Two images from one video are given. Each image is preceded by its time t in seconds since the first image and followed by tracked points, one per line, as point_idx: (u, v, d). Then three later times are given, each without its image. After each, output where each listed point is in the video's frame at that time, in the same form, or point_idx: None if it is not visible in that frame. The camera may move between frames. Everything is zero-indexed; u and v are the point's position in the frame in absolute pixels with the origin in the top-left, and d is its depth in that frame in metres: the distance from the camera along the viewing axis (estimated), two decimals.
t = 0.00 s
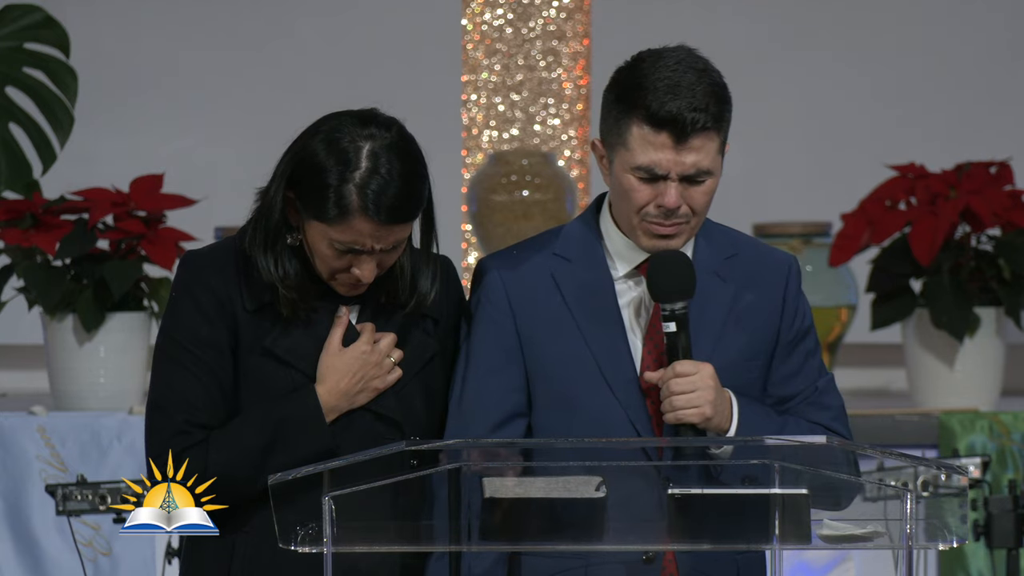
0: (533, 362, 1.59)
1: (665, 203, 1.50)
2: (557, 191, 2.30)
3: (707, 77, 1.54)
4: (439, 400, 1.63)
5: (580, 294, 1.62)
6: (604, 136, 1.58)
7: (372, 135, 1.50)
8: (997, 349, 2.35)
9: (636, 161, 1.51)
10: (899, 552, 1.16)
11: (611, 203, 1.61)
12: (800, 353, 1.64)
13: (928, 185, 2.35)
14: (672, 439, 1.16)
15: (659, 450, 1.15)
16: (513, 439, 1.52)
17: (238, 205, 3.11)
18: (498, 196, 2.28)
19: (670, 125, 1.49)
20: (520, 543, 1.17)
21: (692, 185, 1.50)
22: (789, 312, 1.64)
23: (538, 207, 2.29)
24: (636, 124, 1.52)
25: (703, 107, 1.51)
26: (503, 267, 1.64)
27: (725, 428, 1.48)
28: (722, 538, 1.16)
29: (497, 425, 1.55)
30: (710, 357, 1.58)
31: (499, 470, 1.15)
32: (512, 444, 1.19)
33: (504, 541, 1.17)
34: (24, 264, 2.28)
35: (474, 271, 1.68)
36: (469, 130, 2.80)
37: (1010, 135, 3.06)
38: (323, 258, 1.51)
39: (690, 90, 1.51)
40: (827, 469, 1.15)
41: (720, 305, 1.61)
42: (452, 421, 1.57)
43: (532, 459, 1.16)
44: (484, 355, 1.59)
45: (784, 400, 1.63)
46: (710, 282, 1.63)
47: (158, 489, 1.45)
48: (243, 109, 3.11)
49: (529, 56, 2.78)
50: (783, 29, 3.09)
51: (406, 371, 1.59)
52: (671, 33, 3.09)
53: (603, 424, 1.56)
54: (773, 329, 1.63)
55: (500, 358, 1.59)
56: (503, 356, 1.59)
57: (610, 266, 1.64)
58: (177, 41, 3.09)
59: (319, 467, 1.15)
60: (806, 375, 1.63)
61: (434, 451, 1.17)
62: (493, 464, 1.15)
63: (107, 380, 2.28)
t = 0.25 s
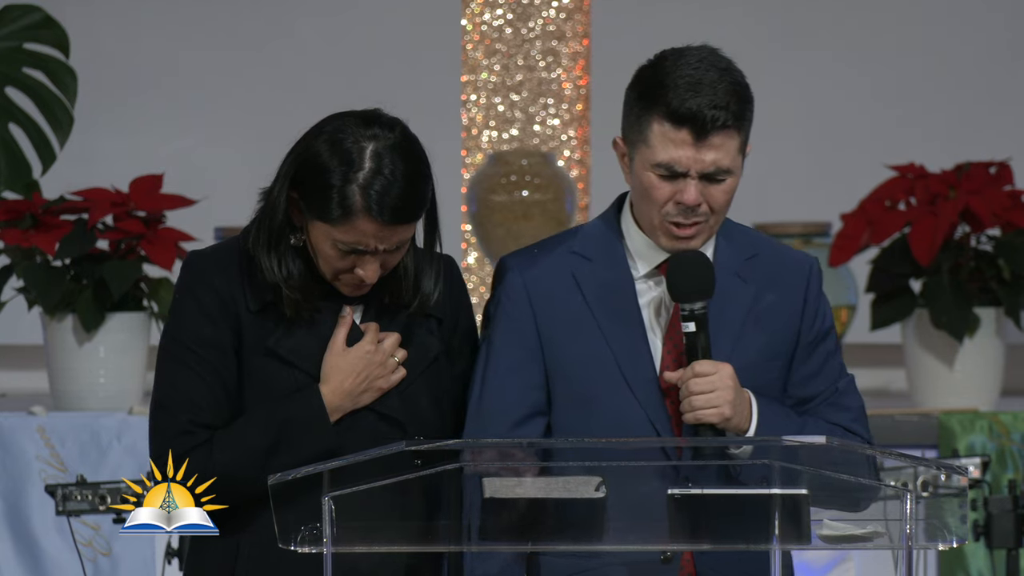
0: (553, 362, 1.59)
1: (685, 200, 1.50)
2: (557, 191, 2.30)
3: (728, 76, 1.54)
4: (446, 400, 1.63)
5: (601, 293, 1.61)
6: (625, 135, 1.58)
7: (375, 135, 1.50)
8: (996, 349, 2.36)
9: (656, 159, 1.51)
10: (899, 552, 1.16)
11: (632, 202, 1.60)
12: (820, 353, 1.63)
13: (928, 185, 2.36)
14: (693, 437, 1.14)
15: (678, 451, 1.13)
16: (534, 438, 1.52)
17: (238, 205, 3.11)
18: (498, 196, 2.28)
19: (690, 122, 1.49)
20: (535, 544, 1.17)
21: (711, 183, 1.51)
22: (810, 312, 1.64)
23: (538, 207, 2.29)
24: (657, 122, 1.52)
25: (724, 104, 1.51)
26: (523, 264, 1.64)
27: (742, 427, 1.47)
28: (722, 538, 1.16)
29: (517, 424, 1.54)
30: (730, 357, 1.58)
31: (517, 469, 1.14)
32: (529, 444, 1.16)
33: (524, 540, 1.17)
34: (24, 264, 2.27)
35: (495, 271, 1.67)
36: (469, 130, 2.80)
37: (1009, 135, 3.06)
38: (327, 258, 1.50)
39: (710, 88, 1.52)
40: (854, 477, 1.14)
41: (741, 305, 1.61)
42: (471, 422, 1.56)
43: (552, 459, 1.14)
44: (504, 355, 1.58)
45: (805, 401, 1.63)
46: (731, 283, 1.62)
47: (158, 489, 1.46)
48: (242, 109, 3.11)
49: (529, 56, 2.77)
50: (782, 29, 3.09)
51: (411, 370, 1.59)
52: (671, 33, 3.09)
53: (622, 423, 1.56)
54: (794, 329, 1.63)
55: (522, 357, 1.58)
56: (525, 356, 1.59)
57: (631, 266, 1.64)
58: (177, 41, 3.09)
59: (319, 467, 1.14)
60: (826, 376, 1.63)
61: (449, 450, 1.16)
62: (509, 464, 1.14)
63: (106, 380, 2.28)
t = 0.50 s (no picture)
0: (577, 361, 1.59)
1: (710, 203, 1.49)
2: (557, 191, 2.30)
3: (754, 79, 1.54)
4: (451, 401, 1.62)
5: (624, 293, 1.61)
6: (650, 137, 1.58)
7: (380, 136, 1.50)
8: (997, 349, 2.36)
9: (681, 161, 1.51)
10: (899, 552, 1.16)
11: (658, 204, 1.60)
12: (845, 356, 1.63)
13: (928, 185, 2.36)
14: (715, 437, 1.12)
15: (699, 450, 1.12)
16: (556, 438, 1.52)
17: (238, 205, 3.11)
18: (498, 196, 2.28)
19: (715, 125, 1.49)
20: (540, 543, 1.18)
21: (736, 187, 1.50)
22: (835, 315, 1.63)
23: (538, 207, 2.29)
24: (682, 124, 1.52)
25: (749, 108, 1.51)
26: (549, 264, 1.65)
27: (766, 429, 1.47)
28: (721, 538, 1.17)
29: (540, 423, 1.55)
30: (753, 359, 1.58)
31: (536, 470, 1.13)
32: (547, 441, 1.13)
33: (533, 540, 1.18)
34: (24, 264, 2.28)
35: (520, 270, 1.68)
36: (469, 130, 2.77)
37: (1010, 135, 3.06)
38: (331, 259, 1.50)
39: (736, 92, 1.51)
40: (863, 478, 1.14)
41: (765, 306, 1.61)
42: (494, 422, 1.57)
43: (574, 459, 1.12)
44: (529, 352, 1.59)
45: (828, 403, 1.62)
46: (755, 284, 1.62)
47: (158, 489, 1.46)
48: (243, 109, 3.11)
49: (529, 57, 2.78)
50: (783, 29, 3.09)
51: (415, 369, 1.59)
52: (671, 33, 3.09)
53: (645, 423, 1.56)
54: (818, 331, 1.62)
55: (547, 355, 1.59)
56: (548, 355, 1.59)
57: (655, 267, 1.63)
58: (177, 41, 3.09)
59: (320, 467, 1.14)
60: (849, 378, 1.63)
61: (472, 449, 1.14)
62: (531, 464, 1.13)
63: (106, 380, 2.28)
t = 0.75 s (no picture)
0: (600, 360, 1.60)
1: (742, 205, 1.49)
2: (557, 191, 2.29)
3: (783, 80, 1.53)
4: (452, 400, 1.63)
5: (647, 294, 1.61)
6: (679, 138, 1.58)
7: (382, 134, 1.50)
8: (997, 349, 2.36)
9: (713, 163, 1.51)
10: (900, 552, 1.16)
11: (685, 204, 1.60)
12: (868, 359, 1.63)
13: (928, 185, 2.36)
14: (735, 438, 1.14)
15: (719, 450, 1.13)
16: (577, 438, 1.52)
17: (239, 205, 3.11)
18: (498, 196, 2.29)
19: (748, 126, 1.49)
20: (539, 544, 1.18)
21: (767, 188, 1.50)
22: (858, 319, 1.63)
23: (538, 207, 2.29)
24: (714, 126, 1.51)
25: (781, 109, 1.50)
26: (575, 263, 1.64)
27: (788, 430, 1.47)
28: (722, 539, 1.16)
29: (561, 421, 1.55)
30: (775, 360, 1.58)
31: (557, 469, 1.14)
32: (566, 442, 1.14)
33: (529, 540, 1.18)
34: (24, 264, 2.28)
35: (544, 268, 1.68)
36: (469, 130, 2.80)
37: (1010, 135, 3.06)
38: (333, 257, 1.50)
39: (767, 93, 1.51)
40: (865, 479, 1.15)
41: (789, 307, 1.61)
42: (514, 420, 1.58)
43: (596, 459, 1.14)
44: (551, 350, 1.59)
45: (849, 406, 1.61)
46: (779, 286, 1.63)
47: (158, 489, 1.45)
48: (243, 109, 3.11)
49: (529, 56, 2.78)
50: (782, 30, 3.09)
51: (417, 368, 1.59)
52: (672, 33, 3.09)
53: (665, 424, 1.56)
54: (841, 333, 1.62)
55: (569, 353, 1.59)
56: (571, 354, 1.59)
57: (679, 267, 1.63)
58: (177, 41, 3.09)
59: (320, 467, 1.14)
60: (872, 382, 1.62)
61: (493, 450, 1.15)
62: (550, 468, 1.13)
63: (106, 380, 2.28)
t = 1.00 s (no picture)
0: (610, 359, 1.60)
1: (750, 205, 1.49)
2: (558, 191, 2.29)
3: (796, 81, 1.53)
4: (454, 400, 1.63)
5: (658, 293, 1.61)
6: (689, 137, 1.58)
7: (383, 133, 1.50)
8: (997, 349, 2.36)
9: (722, 162, 1.51)
10: (900, 552, 1.16)
11: (694, 203, 1.61)
12: (879, 361, 1.63)
13: (928, 185, 2.36)
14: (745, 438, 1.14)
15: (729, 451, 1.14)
16: (587, 438, 1.52)
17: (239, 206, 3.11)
18: (498, 196, 2.29)
19: (758, 127, 1.49)
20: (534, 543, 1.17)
21: (776, 188, 1.50)
22: (869, 320, 1.63)
23: (538, 207, 2.29)
24: (724, 125, 1.52)
25: (792, 110, 1.50)
26: (585, 262, 1.65)
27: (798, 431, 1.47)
28: (723, 539, 1.16)
29: (571, 421, 1.55)
30: (785, 361, 1.58)
31: (566, 470, 1.14)
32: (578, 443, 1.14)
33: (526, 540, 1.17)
34: (24, 264, 2.28)
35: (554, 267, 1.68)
36: (469, 130, 2.80)
37: (1010, 135, 3.06)
38: (333, 256, 1.50)
39: (779, 93, 1.51)
40: (867, 479, 1.15)
41: (800, 307, 1.61)
42: (523, 421, 1.57)
43: (605, 459, 1.13)
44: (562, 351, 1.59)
45: (859, 407, 1.62)
46: (790, 287, 1.63)
47: (158, 489, 1.46)
48: (243, 110, 3.11)
49: (529, 57, 2.78)
50: (782, 30, 3.09)
51: (419, 367, 1.59)
52: (672, 33, 3.09)
53: (674, 423, 1.56)
54: (852, 334, 1.62)
55: (579, 353, 1.59)
56: (582, 353, 1.59)
57: (689, 267, 1.64)
58: (177, 42, 3.09)
59: (320, 466, 1.14)
60: (882, 383, 1.62)
61: (501, 450, 1.15)
62: (560, 469, 1.14)
63: (107, 380, 2.28)
